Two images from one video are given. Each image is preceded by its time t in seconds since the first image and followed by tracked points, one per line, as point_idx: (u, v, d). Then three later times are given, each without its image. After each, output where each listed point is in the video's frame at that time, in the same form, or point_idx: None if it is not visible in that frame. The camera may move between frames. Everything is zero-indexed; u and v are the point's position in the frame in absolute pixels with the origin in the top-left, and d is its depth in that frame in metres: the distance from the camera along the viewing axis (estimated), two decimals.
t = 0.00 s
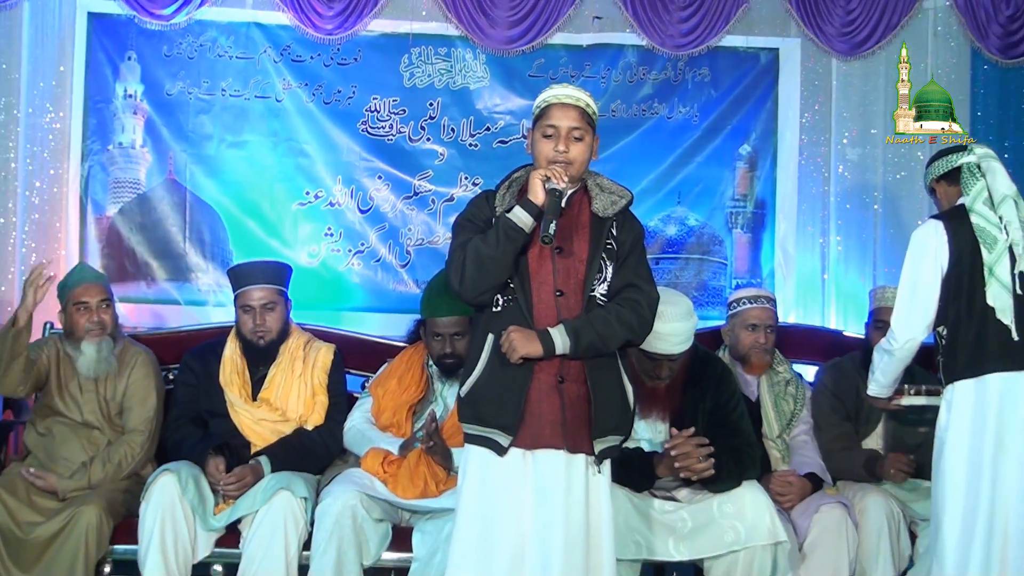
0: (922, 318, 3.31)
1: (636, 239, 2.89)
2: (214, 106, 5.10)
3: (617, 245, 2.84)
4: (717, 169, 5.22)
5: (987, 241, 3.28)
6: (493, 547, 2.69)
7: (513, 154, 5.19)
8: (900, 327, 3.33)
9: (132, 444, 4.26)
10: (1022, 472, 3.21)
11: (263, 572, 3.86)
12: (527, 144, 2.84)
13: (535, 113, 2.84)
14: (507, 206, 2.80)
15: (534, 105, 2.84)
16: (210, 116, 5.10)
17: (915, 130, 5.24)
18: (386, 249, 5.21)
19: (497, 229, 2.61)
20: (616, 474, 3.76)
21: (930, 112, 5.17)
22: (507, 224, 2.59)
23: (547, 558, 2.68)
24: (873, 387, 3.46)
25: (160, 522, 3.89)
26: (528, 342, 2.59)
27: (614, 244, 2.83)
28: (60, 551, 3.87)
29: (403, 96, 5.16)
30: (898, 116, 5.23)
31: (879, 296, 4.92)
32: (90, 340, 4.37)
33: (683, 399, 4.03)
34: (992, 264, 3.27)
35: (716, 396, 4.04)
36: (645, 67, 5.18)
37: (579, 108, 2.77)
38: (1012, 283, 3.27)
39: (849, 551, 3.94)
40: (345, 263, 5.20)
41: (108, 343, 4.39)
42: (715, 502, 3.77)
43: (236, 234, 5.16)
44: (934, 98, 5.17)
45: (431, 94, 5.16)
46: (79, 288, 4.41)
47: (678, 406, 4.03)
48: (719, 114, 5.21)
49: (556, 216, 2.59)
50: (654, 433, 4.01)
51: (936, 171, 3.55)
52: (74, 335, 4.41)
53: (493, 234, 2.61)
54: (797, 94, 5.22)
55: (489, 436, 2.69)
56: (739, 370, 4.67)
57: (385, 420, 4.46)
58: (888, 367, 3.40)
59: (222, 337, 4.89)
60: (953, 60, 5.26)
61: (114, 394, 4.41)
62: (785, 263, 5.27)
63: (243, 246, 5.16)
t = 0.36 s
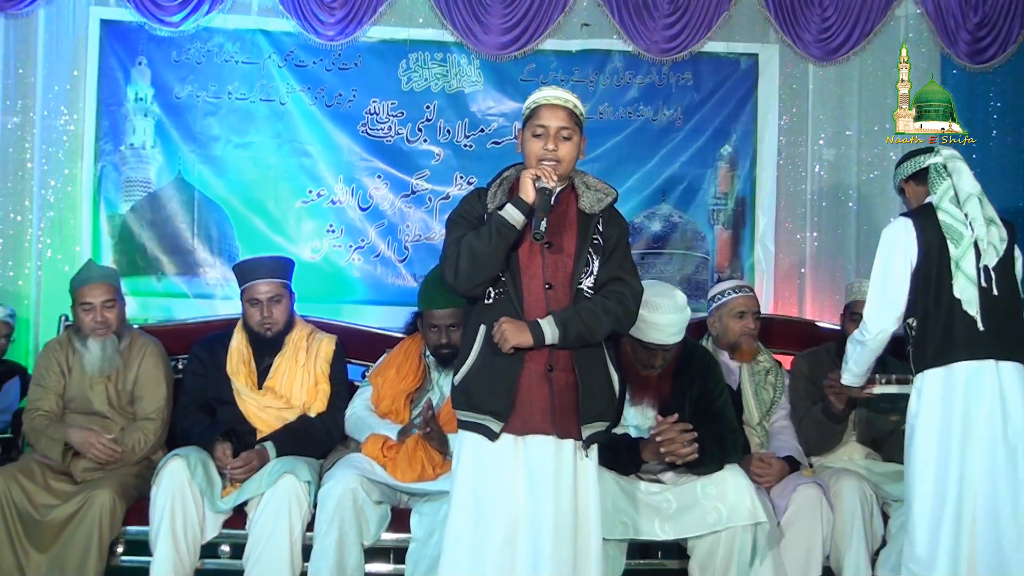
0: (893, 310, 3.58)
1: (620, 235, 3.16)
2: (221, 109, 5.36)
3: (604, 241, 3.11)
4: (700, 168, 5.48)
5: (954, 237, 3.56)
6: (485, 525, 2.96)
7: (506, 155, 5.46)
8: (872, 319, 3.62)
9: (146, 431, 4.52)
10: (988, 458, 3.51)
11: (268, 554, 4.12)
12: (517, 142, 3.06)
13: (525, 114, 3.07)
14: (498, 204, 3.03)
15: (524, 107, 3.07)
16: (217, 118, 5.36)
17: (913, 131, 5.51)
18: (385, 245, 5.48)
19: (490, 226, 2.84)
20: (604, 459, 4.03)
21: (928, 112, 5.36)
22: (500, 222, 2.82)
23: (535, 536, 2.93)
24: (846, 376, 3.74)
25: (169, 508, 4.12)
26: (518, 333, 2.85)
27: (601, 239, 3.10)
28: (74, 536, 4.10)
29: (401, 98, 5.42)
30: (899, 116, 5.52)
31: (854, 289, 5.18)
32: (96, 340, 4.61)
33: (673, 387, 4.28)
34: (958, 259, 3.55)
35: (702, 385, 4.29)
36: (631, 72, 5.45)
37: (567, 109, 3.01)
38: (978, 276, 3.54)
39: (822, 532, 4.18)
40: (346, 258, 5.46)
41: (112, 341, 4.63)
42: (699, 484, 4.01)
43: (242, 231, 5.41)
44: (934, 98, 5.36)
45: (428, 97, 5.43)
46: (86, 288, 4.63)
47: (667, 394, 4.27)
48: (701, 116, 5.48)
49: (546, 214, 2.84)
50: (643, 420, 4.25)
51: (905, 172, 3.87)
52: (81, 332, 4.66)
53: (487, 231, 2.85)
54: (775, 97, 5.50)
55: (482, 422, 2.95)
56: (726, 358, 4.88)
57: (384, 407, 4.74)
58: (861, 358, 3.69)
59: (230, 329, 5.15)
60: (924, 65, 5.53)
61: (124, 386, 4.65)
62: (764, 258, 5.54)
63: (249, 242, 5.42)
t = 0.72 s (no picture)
0: (864, 303, 3.90)
1: (608, 231, 3.43)
2: (228, 111, 5.63)
3: (592, 237, 3.38)
4: (684, 167, 5.77)
5: (922, 232, 3.87)
6: (479, 503, 3.25)
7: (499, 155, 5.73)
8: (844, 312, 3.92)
9: (155, 417, 4.78)
10: (954, 443, 3.80)
11: (275, 533, 4.35)
12: (509, 143, 3.32)
13: (516, 116, 3.32)
14: (491, 202, 3.31)
15: (516, 109, 3.32)
16: (224, 120, 5.64)
17: (914, 130, 5.78)
18: (385, 241, 5.76)
19: (484, 224, 3.11)
20: (593, 444, 4.28)
21: (931, 112, 5.67)
22: (493, 220, 3.10)
23: (528, 513, 3.21)
24: (819, 365, 4.04)
25: (179, 490, 4.38)
26: (511, 325, 3.12)
27: (589, 235, 3.37)
28: (91, 515, 4.33)
29: (400, 101, 5.70)
30: (899, 116, 5.79)
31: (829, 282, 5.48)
32: (102, 336, 4.86)
33: (661, 374, 4.55)
34: (927, 254, 3.86)
35: (688, 372, 4.57)
36: (619, 76, 5.73)
37: (556, 112, 3.26)
38: (945, 270, 3.86)
39: (796, 513, 4.44)
40: (348, 253, 5.74)
41: (117, 337, 4.88)
42: (683, 467, 4.30)
43: (249, 227, 5.69)
44: (934, 98, 5.68)
45: (425, 100, 5.70)
46: (91, 287, 4.81)
47: (655, 382, 4.54)
48: (685, 118, 5.76)
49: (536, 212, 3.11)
50: (631, 406, 4.53)
51: (875, 171, 4.19)
52: (89, 328, 4.89)
53: (481, 229, 3.12)
54: (755, 100, 5.78)
55: (476, 408, 3.24)
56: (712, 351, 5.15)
57: (384, 396, 5.01)
58: (833, 348, 3.99)
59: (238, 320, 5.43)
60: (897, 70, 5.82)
61: (134, 377, 4.90)
62: (745, 253, 5.83)
63: (255, 238, 5.70)
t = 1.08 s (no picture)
0: (837, 297, 4.18)
1: (592, 227, 3.75)
2: (236, 114, 5.93)
3: (578, 232, 3.69)
4: (669, 168, 6.08)
5: (892, 229, 4.17)
6: (471, 480, 3.55)
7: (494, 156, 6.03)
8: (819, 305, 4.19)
9: (164, 407, 5.03)
10: (923, 426, 4.10)
11: (280, 516, 4.63)
12: (499, 144, 3.58)
13: (505, 118, 3.56)
14: (482, 200, 3.58)
15: (505, 111, 3.56)
16: (232, 122, 5.93)
17: (914, 130, 6.05)
18: (385, 238, 6.06)
19: (477, 220, 3.39)
20: (578, 428, 4.59)
21: (931, 112, 5.97)
22: (485, 217, 3.37)
23: (518, 492, 3.51)
24: (793, 355, 4.31)
25: (188, 476, 4.66)
26: (502, 317, 3.40)
27: (575, 231, 3.68)
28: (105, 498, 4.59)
29: (399, 104, 5.99)
30: (899, 116, 6.07)
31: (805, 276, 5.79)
32: (106, 332, 5.14)
33: (643, 363, 4.87)
34: (897, 249, 4.15)
35: (667, 361, 4.89)
36: (607, 81, 6.03)
37: (543, 114, 3.50)
38: (913, 264, 4.16)
39: (776, 495, 4.74)
40: (349, 249, 6.04)
41: (120, 334, 5.15)
42: (668, 453, 4.62)
43: (256, 225, 5.98)
44: (935, 99, 5.98)
45: (423, 104, 6.00)
46: (97, 286, 5.04)
47: (638, 372, 4.85)
48: (670, 120, 6.06)
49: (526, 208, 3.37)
50: (617, 394, 4.84)
51: (844, 170, 4.43)
52: (95, 323, 5.16)
53: (474, 226, 3.40)
54: (736, 104, 6.10)
55: (467, 396, 3.52)
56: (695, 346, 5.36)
57: (384, 384, 5.33)
58: (807, 339, 4.26)
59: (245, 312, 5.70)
60: (871, 75, 6.14)
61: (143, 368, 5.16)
62: (727, 248, 6.15)
63: (262, 235, 5.99)
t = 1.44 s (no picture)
0: (811, 290, 4.46)
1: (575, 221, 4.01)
2: (244, 116, 6.22)
3: (562, 225, 3.93)
4: (656, 167, 6.38)
5: (864, 226, 4.45)
6: (463, 464, 3.79)
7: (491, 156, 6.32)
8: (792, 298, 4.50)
9: (176, 399, 5.33)
10: (893, 412, 4.38)
11: (287, 499, 4.94)
12: (485, 140, 3.78)
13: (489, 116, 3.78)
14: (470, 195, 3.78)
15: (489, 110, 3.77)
16: (241, 124, 6.22)
17: (915, 129, 6.35)
18: (386, 234, 6.36)
19: (466, 216, 3.60)
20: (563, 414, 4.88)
21: (931, 111, 6.26)
22: (475, 212, 3.58)
23: (508, 477, 3.76)
24: (770, 345, 4.63)
25: (199, 462, 4.94)
26: (491, 306, 3.64)
27: (559, 224, 3.93)
28: (119, 482, 4.87)
29: (400, 106, 6.28)
30: (899, 116, 6.36)
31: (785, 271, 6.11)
32: (120, 329, 5.41)
33: (628, 353, 5.19)
34: (869, 245, 4.44)
35: (652, 352, 5.20)
36: (597, 85, 6.32)
37: (527, 112, 3.72)
38: (884, 259, 4.44)
39: (760, 481, 5.05)
40: (353, 245, 6.34)
41: (134, 330, 5.43)
42: (654, 438, 4.93)
43: (263, 222, 6.27)
44: (935, 99, 6.28)
45: (422, 107, 6.29)
46: (111, 286, 5.25)
47: (623, 362, 5.18)
48: (659, 122, 6.37)
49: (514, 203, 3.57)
50: (604, 382, 5.15)
51: (818, 168, 4.67)
52: (110, 320, 5.43)
53: (464, 221, 3.61)
54: (720, 106, 6.40)
55: (460, 382, 3.78)
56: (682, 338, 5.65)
57: (385, 373, 5.65)
58: (783, 330, 4.57)
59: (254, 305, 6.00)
60: (849, 79, 6.45)
61: (155, 360, 5.44)
62: (711, 244, 6.47)
63: (269, 231, 6.28)
